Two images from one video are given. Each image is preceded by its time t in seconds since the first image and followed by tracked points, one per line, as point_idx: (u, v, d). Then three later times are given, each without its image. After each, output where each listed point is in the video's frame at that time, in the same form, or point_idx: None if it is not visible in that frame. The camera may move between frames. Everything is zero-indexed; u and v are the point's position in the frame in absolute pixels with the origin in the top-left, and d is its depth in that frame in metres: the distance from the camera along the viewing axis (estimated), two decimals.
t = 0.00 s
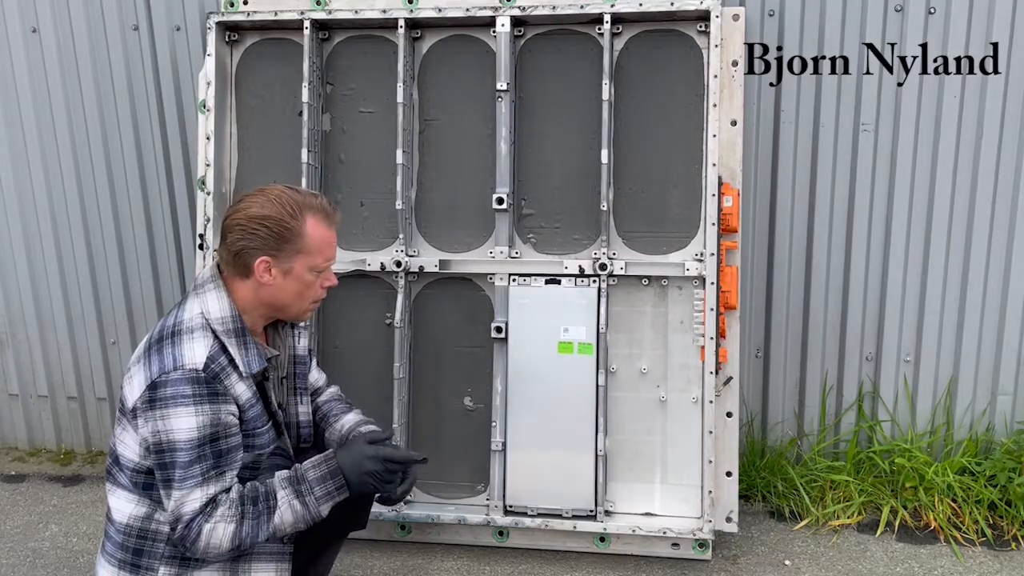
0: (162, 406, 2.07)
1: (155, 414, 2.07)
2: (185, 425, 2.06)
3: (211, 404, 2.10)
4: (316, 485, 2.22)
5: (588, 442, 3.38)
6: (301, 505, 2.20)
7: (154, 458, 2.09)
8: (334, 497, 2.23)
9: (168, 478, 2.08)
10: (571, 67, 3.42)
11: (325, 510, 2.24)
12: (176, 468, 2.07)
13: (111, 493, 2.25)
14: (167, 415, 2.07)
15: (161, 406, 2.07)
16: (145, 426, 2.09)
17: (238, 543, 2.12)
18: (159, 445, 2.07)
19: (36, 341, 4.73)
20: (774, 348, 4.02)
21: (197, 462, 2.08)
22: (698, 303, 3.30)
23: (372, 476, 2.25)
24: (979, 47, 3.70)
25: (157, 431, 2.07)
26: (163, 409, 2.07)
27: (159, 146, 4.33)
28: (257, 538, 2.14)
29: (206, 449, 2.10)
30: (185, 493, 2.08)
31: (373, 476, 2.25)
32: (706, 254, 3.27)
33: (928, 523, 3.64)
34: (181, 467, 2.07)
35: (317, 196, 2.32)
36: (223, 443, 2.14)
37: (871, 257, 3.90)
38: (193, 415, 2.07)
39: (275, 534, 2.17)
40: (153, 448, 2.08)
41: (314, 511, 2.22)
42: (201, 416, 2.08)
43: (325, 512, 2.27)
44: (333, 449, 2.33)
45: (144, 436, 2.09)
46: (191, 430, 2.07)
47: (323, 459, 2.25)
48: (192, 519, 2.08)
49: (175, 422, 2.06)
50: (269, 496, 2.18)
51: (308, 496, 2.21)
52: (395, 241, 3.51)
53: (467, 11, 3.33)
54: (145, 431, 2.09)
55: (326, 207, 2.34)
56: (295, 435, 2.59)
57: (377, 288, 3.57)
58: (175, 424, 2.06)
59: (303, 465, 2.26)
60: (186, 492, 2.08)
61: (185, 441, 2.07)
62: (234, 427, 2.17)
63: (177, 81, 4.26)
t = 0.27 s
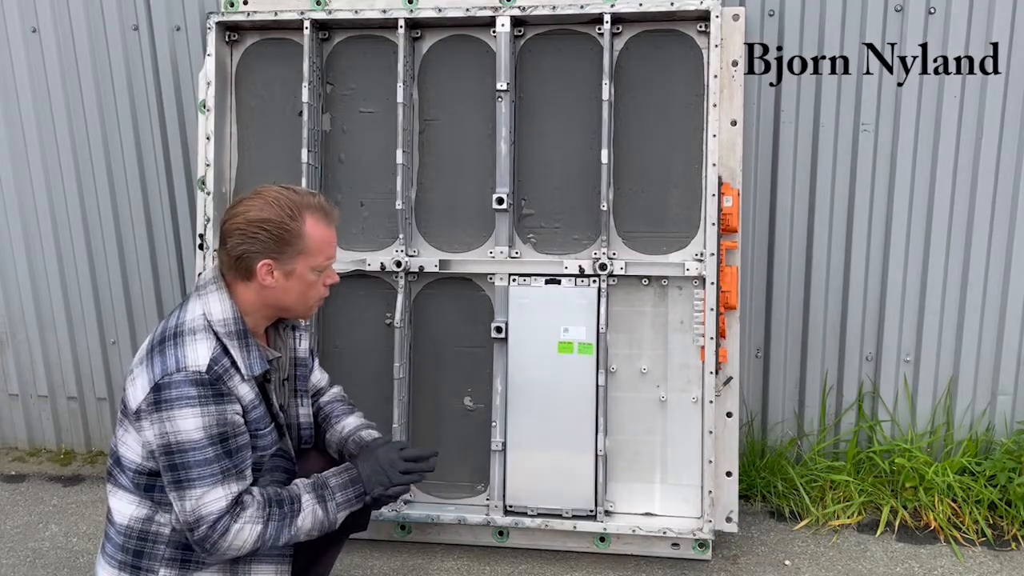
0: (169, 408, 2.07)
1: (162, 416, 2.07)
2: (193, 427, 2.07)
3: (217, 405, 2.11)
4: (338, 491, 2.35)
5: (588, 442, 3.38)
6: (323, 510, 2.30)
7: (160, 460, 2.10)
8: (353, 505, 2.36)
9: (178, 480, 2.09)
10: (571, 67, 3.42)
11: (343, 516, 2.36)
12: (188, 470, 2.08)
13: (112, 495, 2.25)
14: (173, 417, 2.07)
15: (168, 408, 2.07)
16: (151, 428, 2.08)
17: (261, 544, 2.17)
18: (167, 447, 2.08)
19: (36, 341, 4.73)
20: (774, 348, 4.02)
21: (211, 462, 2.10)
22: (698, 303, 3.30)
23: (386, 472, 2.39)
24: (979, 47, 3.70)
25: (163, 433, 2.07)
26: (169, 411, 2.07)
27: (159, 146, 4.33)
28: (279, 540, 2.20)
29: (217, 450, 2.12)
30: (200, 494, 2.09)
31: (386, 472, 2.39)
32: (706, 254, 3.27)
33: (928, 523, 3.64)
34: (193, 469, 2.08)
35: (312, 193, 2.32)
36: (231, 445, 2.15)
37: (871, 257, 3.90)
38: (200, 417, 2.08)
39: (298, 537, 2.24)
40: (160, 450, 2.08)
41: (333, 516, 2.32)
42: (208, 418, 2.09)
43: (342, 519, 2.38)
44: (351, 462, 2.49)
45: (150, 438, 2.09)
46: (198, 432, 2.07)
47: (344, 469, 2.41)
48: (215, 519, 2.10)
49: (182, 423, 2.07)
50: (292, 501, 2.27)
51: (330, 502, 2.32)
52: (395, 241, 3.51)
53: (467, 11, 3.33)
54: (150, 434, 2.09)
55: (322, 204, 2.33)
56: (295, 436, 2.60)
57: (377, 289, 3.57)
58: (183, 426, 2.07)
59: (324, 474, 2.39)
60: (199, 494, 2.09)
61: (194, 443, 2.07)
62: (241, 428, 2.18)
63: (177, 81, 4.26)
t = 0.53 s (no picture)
0: (175, 410, 2.07)
1: (168, 418, 2.07)
2: (200, 430, 2.07)
3: (223, 407, 2.11)
4: (348, 499, 2.37)
5: (588, 442, 3.38)
6: (332, 517, 2.32)
7: (167, 462, 2.10)
8: (362, 512, 2.39)
9: (185, 482, 2.09)
10: (571, 67, 3.42)
11: (351, 523, 2.38)
12: (195, 472, 2.09)
13: (116, 495, 2.25)
14: (180, 419, 2.07)
15: (174, 410, 2.07)
16: (157, 430, 2.08)
17: (272, 547, 2.19)
18: (174, 449, 2.08)
19: (36, 341, 4.73)
20: (774, 348, 4.02)
21: (219, 464, 2.10)
22: (698, 303, 3.30)
23: (393, 475, 2.41)
24: (979, 47, 3.70)
25: (170, 435, 2.07)
26: (175, 413, 2.07)
27: (159, 146, 4.33)
28: (290, 544, 2.22)
29: (224, 452, 2.12)
30: (208, 496, 2.09)
31: (393, 475, 2.42)
32: (706, 254, 3.27)
33: (928, 523, 3.64)
34: (200, 471, 2.08)
35: (311, 191, 2.31)
36: (238, 447, 2.15)
37: (871, 257, 3.90)
38: (206, 419, 2.08)
39: (308, 543, 2.26)
40: (167, 452, 2.08)
41: (342, 524, 2.34)
42: (215, 420, 2.09)
43: (350, 525, 2.41)
44: (358, 468, 2.50)
45: (156, 440, 2.09)
46: (205, 434, 2.07)
47: (353, 476, 2.43)
48: (225, 522, 2.10)
49: (189, 426, 2.07)
50: (304, 506, 2.29)
51: (340, 509, 2.34)
52: (395, 241, 3.51)
53: (467, 11, 3.33)
54: (157, 436, 2.09)
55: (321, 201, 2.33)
56: (297, 435, 2.61)
57: (378, 289, 3.57)
58: (189, 429, 2.07)
59: (333, 481, 2.41)
60: (207, 496, 2.09)
61: (201, 445, 2.07)
62: (248, 430, 2.18)
63: (177, 81, 4.25)
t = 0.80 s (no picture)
0: (180, 415, 2.07)
1: (173, 424, 2.07)
2: (205, 434, 2.07)
3: (227, 411, 2.11)
4: (350, 496, 2.39)
5: (588, 442, 3.38)
6: (336, 515, 2.34)
7: (171, 467, 2.09)
8: (364, 508, 2.40)
9: (190, 487, 2.09)
10: (571, 67, 3.42)
11: (353, 520, 2.40)
12: (200, 476, 2.08)
13: (116, 499, 2.24)
14: (185, 424, 2.07)
15: (178, 416, 2.06)
16: (161, 435, 2.08)
17: (278, 547, 2.20)
18: (179, 453, 2.08)
19: (35, 341, 4.73)
20: (774, 348, 4.02)
21: (225, 468, 2.10)
22: (698, 303, 3.30)
23: (392, 469, 2.41)
24: (979, 47, 3.70)
25: (175, 440, 2.07)
26: (180, 418, 2.07)
27: (159, 146, 4.33)
28: (295, 544, 2.23)
29: (229, 456, 2.12)
30: (214, 500, 2.09)
31: (393, 469, 2.42)
32: (706, 254, 3.27)
33: (928, 523, 3.64)
34: (206, 475, 2.08)
35: (307, 191, 2.31)
36: (243, 449, 2.16)
37: (871, 257, 3.90)
38: (212, 424, 2.08)
39: (312, 541, 2.27)
40: (172, 457, 2.08)
41: (345, 521, 2.36)
42: (219, 424, 2.09)
43: (352, 522, 2.42)
44: (357, 465, 2.52)
45: (160, 445, 2.09)
46: (210, 439, 2.07)
47: (353, 474, 2.45)
48: (232, 524, 2.11)
49: (194, 430, 2.07)
50: (308, 504, 2.29)
51: (343, 507, 2.36)
52: (395, 241, 3.51)
53: (467, 11, 3.33)
54: (161, 441, 2.08)
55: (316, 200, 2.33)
56: (295, 433, 2.59)
57: (378, 288, 3.57)
58: (195, 433, 2.07)
59: (334, 479, 2.43)
60: (214, 500, 2.09)
61: (206, 449, 2.07)
62: (251, 432, 2.18)
63: (177, 81, 4.25)
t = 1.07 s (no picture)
0: (179, 420, 2.06)
1: (172, 429, 2.06)
2: (206, 438, 2.07)
3: (226, 414, 2.11)
4: (354, 488, 2.39)
5: (588, 442, 3.38)
6: (341, 507, 2.34)
7: (172, 472, 2.09)
8: (367, 499, 2.42)
9: (194, 490, 2.09)
10: (571, 67, 3.42)
11: (357, 511, 2.41)
12: (204, 480, 2.08)
13: (115, 506, 2.23)
14: (185, 429, 2.06)
15: (178, 421, 2.06)
16: (161, 441, 2.07)
17: (287, 545, 2.21)
18: (180, 458, 2.07)
19: (36, 341, 4.73)
20: (773, 348, 4.02)
21: (228, 469, 2.10)
22: (698, 303, 3.30)
23: (394, 457, 2.45)
24: (979, 47, 3.70)
25: (175, 445, 2.07)
26: (179, 423, 2.06)
27: (159, 146, 4.33)
28: (303, 540, 2.24)
29: (232, 457, 2.12)
30: (220, 502, 2.09)
31: (394, 457, 2.46)
32: (706, 254, 3.27)
33: (928, 523, 3.64)
34: (210, 478, 2.08)
35: (298, 192, 2.30)
36: (244, 450, 2.16)
37: (871, 257, 3.90)
38: (212, 427, 2.08)
39: (319, 535, 2.28)
40: (172, 462, 2.08)
41: (350, 513, 2.37)
42: (220, 427, 2.09)
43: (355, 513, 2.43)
44: (356, 455, 2.50)
45: (160, 451, 2.08)
46: (212, 442, 2.07)
47: (354, 465, 2.43)
48: (239, 525, 2.11)
49: (195, 434, 2.07)
50: (313, 499, 2.30)
51: (347, 499, 2.36)
52: (395, 241, 3.51)
53: (467, 11, 3.33)
54: (161, 447, 2.08)
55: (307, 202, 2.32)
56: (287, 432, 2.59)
57: (378, 288, 3.57)
58: (196, 438, 2.07)
59: (335, 471, 2.41)
60: (219, 502, 2.09)
61: (209, 453, 2.08)
62: (250, 433, 2.19)
63: (177, 81, 4.25)
